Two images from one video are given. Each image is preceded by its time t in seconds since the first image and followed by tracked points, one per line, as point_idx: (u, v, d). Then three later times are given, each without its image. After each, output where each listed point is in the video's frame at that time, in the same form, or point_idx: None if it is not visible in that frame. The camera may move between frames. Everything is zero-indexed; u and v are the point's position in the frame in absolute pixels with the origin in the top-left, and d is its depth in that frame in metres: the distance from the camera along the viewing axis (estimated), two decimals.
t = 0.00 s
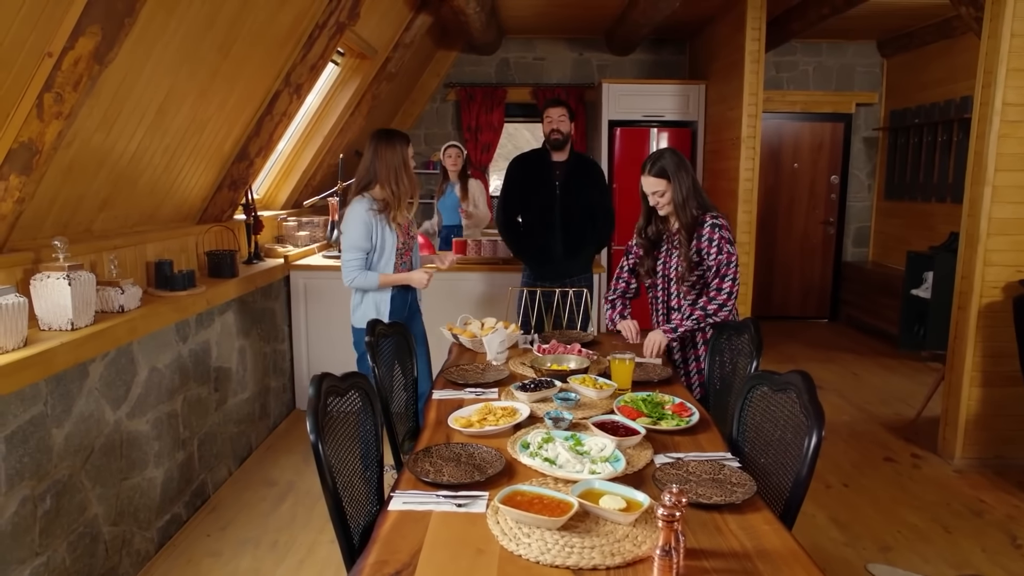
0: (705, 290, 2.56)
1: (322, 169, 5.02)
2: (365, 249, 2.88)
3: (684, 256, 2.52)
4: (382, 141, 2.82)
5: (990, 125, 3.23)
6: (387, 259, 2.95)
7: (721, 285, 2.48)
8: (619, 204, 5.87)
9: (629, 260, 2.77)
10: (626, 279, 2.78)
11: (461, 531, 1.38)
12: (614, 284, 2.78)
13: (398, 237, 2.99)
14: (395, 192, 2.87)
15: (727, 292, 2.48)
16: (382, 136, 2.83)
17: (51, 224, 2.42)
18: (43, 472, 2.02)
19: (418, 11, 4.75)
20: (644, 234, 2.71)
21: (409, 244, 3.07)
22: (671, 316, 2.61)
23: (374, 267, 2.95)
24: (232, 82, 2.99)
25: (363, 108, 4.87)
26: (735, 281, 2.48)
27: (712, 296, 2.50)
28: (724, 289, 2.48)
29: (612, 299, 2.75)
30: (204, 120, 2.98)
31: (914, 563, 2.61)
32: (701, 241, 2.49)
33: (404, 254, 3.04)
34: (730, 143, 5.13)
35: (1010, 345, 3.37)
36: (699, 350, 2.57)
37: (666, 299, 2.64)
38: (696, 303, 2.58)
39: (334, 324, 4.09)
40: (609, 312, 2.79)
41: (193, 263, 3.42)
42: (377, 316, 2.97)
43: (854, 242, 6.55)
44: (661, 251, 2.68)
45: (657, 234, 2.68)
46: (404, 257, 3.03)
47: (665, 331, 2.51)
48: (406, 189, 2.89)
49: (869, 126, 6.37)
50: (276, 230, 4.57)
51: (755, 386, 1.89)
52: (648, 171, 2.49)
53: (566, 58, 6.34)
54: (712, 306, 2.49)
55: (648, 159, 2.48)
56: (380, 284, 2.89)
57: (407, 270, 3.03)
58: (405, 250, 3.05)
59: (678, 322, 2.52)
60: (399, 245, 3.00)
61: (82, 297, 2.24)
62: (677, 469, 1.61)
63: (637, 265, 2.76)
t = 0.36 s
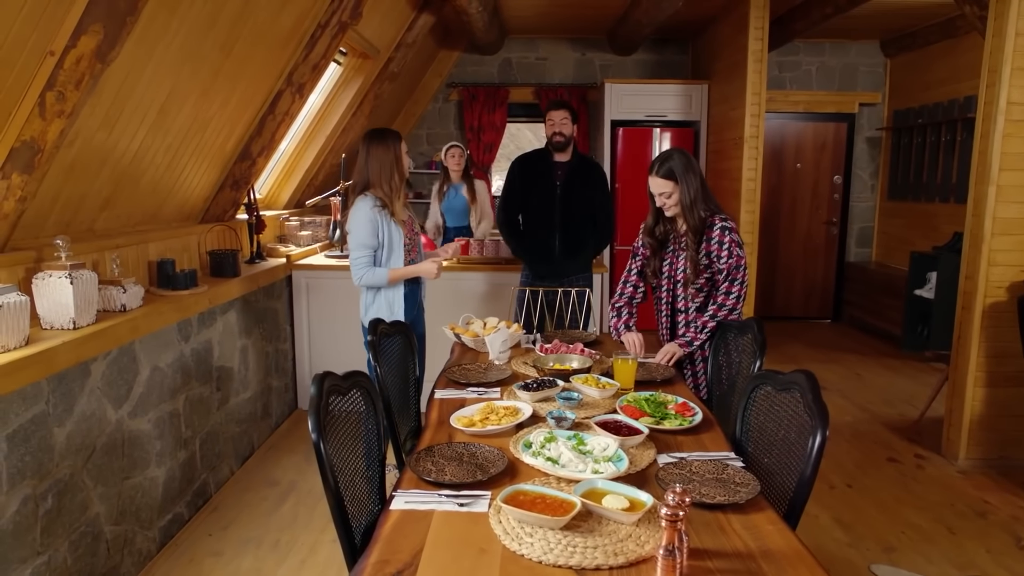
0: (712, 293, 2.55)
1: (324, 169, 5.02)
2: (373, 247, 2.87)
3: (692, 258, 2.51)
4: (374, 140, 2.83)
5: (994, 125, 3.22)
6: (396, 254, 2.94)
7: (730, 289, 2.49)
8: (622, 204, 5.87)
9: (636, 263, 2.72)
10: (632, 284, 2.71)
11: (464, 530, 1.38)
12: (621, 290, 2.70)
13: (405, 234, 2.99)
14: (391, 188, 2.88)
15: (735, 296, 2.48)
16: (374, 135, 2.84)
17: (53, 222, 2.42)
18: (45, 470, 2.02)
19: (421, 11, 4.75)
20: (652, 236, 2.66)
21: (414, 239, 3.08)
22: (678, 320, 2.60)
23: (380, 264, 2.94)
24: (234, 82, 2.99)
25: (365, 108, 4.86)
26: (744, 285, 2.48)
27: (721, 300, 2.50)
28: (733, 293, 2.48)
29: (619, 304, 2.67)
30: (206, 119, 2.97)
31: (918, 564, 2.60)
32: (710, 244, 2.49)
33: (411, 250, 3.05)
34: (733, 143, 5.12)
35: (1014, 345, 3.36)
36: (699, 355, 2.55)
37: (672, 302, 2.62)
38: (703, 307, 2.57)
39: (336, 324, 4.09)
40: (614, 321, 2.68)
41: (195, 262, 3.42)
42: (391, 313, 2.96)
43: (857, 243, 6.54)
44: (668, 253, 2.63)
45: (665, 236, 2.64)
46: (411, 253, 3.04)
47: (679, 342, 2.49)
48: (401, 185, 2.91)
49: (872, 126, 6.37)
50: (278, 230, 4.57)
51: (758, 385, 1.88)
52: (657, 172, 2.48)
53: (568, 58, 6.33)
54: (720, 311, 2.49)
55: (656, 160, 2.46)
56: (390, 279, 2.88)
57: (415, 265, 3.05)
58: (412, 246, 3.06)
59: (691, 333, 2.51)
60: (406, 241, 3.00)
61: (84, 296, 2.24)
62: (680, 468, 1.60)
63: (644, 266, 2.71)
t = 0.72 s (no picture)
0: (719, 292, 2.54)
1: (325, 168, 5.01)
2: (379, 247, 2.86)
3: (696, 257, 2.50)
4: (376, 140, 2.82)
5: (998, 124, 3.21)
6: (401, 253, 2.95)
7: (737, 287, 2.47)
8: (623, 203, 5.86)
9: (641, 263, 2.72)
10: (638, 284, 2.71)
11: (465, 528, 1.37)
12: (626, 290, 2.70)
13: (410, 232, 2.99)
14: (396, 185, 2.87)
15: (743, 295, 2.48)
16: (376, 134, 2.82)
17: (53, 221, 2.41)
18: (45, 469, 2.01)
19: (422, 10, 4.74)
20: (655, 233, 2.65)
21: (418, 238, 3.08)
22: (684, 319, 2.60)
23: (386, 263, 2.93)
24: (235, 80, 2.98)
25: (367, 107, 4.86)
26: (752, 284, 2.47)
27: (727, 299, 2.49)
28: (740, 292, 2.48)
29: (625, 305, 2.66)
30: (207, 118, 2.97)
31: (921, 564, 2.59)
32: (718, 243, 2.47)
33: (416, 249, 3.05)
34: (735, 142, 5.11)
35: (1018, 344, 3.34)
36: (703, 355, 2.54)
37: (678, 301, 2.62)
38: (710, 306, 2.56)
39: (337, 324, 4.08)
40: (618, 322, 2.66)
41: (196, 261, 3.41)
42: (396, 312, 2.96)
43: (859, 243, 6.52)
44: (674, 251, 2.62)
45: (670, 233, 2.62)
46: (416, 252, 3.04)
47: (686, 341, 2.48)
48: (406, 182, 2.90)
49: (874, 125, 6.36)
50: (279, 229, 4.56)
51: (761, 384, 1.87)
52: (661, 170, 2.46)
53: (570, 58, 6.32)
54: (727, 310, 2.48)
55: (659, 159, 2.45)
56: (397, 277, 2.88)
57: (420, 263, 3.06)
58: (417, 246, 3.06)
59: (697, 331, 2.50)
60: (411, 240, 3.00)
61: (85, 294, 2.23)
62: (683, 467, 1.59)
63: (650, 265, 2.71)
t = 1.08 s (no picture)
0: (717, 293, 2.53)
1: (324, 169, 5.01)
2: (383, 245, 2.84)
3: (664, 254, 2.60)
4: (377, 139, 2.81)
5: (998, 123, 3.20)
6: (405, 252, 2.94)
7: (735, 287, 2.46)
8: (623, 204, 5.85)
9: (648, 261, 2.72)
10: (645, 282, 2.70)
11: (464, 526, 1.36)
12: (634, 288, 2.70)
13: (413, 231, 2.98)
14: (398, 183, 2.87)
15: (741, 295, 2.47)
16: (377, 133, 2.82)
17: (51, 219, 2.41)
18: (41, 469, 2.00)
19: (422, 11, 4.74)
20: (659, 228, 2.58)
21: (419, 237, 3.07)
22: (683, 318, 2.59)
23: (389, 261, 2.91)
24: (233, 80, 2.98)
25: (366, 108, 4.85)
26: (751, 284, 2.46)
27: (726, 299, 2.48)
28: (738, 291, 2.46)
29: (631, 304, 2.66)
30: (206, 118, 2.96)
31: (922, 564, 2.57)
32: (715, 242, 2.46)
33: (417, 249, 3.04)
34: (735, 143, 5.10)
35: (1019, 344, 3.33)
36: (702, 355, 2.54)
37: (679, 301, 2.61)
38: (709, 306, 2.55)
39: (336, 324, 4.07)
40: (625, 320, 2.66)
41: (194, 261, 3.40)
42: (398, 312, 2.95)
43: (860, 244, 6.51)
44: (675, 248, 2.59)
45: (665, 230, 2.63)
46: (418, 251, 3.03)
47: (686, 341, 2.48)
48: (408, 181, 2.90)
49: (874, 126, 6.35)
50: (278, 229, 4.55)
51: (762, 381, 1.86)
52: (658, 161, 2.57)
53: (569, 58, 6.32)
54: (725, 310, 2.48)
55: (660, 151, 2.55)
56: (401, 275, 2.87)
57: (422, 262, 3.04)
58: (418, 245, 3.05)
59: (697, 331, 2.50)
60: (413, 239, 3.00)
61: (81, 292, 2.22)
62: (683, 465, 1.57)
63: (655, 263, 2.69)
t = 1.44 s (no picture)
0: (716, 293, 2.52)
1: (322, 172, 5.01)
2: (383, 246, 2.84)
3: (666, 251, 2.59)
4: (380, 139, 2.81)
5: (996, 124, 3.20)
6: (403, 253, 2.93)
7: (734, 287, 2.46)
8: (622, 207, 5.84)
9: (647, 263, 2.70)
10: (644, 284, 2.69)
11: (461, 525, 1.35)
12: (633, 291, 2.68)
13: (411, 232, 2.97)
14: (398, 184, 2.86)
15: (740, 295, 2.47)
16: (378, 134, 2.82)
17: (47, 220, 2.40)
18: (35, 470, 1.98)
19: (420, 14, 4.74)
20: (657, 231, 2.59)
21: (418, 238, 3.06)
22: (682, 318, 2.57)
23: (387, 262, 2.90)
24: (231, 81, 2.97)
25: (364, 111, 4.85)
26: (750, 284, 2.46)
27: (725, 298, 2.48)
28: (737, 290, 2.46)
29: (630, 307, 2.64)
30: (204, 119, 2.95)
31: (923, 567, 2.56)
32: (714, 241, 2.46)
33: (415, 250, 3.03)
34: (734, 146, 5.11)
35: (1018, 346, 3.33)
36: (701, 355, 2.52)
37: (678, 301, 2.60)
38: (709, 306, 2.53)
39: (334, 327, 4.06)
40: (623, 323, 2.65)
41: (191, 262, 3.40)
42: (395, 313, 2.94)
43: (858, 247, 6.51)
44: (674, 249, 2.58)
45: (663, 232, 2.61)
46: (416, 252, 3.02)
47: (686, 343, 2.47)
48: (408, 182, 2.90)
49: (873, 129, 6.36)
50: (276, 232, 4.54)
51: (762, 381, 1.85)
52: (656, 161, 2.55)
53: (568, 62, 6.33)
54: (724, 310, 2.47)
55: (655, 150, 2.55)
56: (398, 276, 2.86)
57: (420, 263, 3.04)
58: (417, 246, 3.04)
59: (696, 332, 2.49)
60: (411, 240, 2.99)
61: (78, 293, 2.21)
62: (682, 465, 1.56)
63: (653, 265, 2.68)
